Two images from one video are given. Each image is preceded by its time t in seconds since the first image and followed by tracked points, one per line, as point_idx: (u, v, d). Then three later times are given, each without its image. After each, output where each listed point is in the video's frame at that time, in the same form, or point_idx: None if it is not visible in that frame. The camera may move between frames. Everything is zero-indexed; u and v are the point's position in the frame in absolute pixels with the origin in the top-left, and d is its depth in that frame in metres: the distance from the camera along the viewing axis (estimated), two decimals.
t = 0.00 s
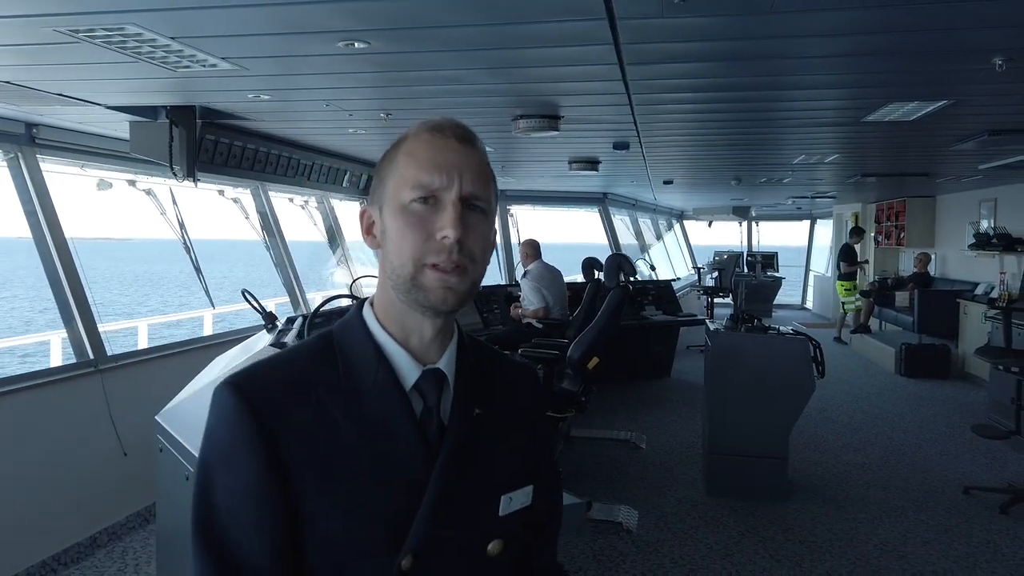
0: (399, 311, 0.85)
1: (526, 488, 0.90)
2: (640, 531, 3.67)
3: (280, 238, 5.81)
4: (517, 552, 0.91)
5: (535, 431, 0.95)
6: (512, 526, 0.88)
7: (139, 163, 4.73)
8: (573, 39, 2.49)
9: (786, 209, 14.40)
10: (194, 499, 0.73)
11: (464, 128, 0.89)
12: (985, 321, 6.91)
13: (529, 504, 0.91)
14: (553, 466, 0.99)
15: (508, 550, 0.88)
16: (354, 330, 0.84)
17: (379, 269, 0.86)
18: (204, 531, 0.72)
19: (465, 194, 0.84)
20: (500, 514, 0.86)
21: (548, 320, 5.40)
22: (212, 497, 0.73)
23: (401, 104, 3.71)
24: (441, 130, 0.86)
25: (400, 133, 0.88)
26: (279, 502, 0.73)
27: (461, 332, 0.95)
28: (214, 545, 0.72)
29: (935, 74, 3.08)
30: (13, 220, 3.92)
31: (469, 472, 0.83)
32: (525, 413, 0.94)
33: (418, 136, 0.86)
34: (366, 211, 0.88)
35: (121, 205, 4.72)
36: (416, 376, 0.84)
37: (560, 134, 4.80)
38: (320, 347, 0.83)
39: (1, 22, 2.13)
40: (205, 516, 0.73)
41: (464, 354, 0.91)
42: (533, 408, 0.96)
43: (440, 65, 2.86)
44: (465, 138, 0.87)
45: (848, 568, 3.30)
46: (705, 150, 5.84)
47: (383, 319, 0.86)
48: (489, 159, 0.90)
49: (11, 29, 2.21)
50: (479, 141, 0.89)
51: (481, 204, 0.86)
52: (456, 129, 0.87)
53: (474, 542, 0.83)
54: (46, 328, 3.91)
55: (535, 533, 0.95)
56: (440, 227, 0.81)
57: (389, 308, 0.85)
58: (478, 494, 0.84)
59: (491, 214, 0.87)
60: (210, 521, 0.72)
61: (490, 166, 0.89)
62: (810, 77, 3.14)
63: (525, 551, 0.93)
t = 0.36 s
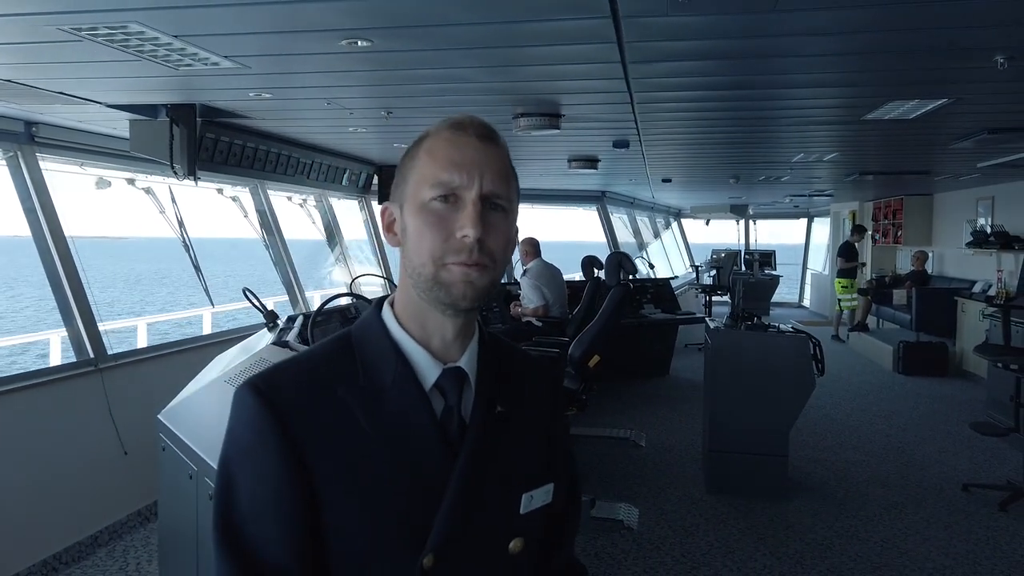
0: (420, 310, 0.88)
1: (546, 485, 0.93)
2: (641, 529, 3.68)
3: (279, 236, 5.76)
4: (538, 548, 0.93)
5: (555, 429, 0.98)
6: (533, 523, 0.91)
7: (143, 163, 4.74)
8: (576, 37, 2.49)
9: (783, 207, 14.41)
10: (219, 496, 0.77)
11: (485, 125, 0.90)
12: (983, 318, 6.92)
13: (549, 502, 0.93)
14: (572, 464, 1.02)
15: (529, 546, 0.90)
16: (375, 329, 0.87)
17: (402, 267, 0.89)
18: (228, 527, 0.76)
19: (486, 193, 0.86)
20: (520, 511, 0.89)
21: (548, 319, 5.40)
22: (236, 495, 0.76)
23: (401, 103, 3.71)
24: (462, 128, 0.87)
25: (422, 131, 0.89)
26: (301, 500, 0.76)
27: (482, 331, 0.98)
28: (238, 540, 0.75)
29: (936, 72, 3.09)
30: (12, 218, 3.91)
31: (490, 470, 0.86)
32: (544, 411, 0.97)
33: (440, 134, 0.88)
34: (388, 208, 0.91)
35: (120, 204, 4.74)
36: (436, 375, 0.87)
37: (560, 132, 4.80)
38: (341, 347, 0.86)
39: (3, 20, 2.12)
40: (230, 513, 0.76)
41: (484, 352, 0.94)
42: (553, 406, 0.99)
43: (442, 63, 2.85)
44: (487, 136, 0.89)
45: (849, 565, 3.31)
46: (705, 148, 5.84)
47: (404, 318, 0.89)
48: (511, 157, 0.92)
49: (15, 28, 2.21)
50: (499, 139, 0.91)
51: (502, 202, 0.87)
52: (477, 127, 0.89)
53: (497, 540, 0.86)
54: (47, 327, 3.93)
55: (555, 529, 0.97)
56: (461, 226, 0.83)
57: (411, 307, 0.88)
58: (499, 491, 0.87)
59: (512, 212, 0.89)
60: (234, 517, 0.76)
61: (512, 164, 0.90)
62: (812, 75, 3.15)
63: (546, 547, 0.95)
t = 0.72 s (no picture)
0: (423, 311, 0.88)
1: (546, 490, 0.93)
2: (640, 528, 3.68)
3: (278, 236, 5.76)
4: (537, 553, 0.93)
5: (556, 432, 0.98)
6: (532, 527, 0.91)
7: (142, 163, 4.73)
8: (575, 37, 2.49)
9: (783, 207, 14.42)
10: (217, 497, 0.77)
11: (493, 126, 0.90)
12: (982, 318, 6.92)
13: (549, 506, 0.93)
14: (571, 468, 1.02)
15: (528, 550, 0.90)
16: (377, 330, 0.87)
17: (405, 267, 0.89)
18: (225, 530, 0.75)
19: (492, 194, 0.85)
20: (520, 515, 0.89)
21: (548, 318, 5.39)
22: (234, 497, 0.76)
23: (400, 103, 3.71)
24: (470, 128, 0.87)
25: (429, 130, 0.89)
26: (300, 503, 0.76)
27: (485, 333, 0.98)
28: (235, 542, 0.75)
29: (935, 72, 3.09)
30: (11, 218, 3.90)
31: (491, 474, 0.86)
32: (545, 415, 0.97)
33: (447, 134, 0.87)
34: (392, 208, 0.91)
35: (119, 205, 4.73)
36: (438, 378, 0.87)
37: (559, 132, 4.80)
38: (343, 348, 0.86)
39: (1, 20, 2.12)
40: (228, 515, 0.76)
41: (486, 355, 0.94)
42: (554, 410, 0.99)
43: (441, 63, 2.85)
44: (494, 137, 0.88)
45: (849, 565, 3.30)
46: (704, 148, 5.84)
47: (407, 319, 0.89)
48: (518, 158, 0.91)
49: (13, 28, 2.20)
50: (507, 140, 0.90)
51: (508, 204, 0.87)
52: (485, 127, 0.89)
53: (496, 544, 0.86)
54: (46, 326, 3.88)
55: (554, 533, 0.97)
56: (465, 228, 0.83)
57: (414, 308, 0.88)
58: (500, 495, 0.87)
59: (518, 214, 0.89)
60: (232, 520, 0.76)
61: (519, 165, 0.90)
62: (811, 75, 3.15)
63: (544, 551, 0.95)
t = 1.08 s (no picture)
0: (418, 313, 0.87)
1: (542, 491, 0.93)
2: (638, 529, 3.68)
3: (277, 236, 5.75)
4: (532, 553, 0.93)
5: (551, 433, 0.98)
6: (528, 527, 0.91)
7: (140, 164, 4.72)
8: (572, 38, 2.49)
9: (782, 207, 14.43)
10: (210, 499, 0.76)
11: (488, 129, 0.90)
12: (981, 318, 6.92)
13: (544, 507, 0.93)
14: (566, 468, 1.02)
15: (522, 552, 0.90)
16: (372, 332, 0.87)
17: (400, 269, 0.89)
18: (218, 532, 0.75)
19: (487, 198, 0.85)
20: (515, 517, 0.89)
21: (547, 319, 5.39)
22: (228, 498, 0.76)
23: (399, 103, 3.71)
24: (466, 131, 0.87)
25: (425, 133, 0.89)
26: (295, 504, 0.76)
27: (480, 334, 0.97)
28: (229, 543, 0.75)
29: (933, 72, 3.09)
30: (9, 219, 3.90)
31: (486, 475, 0.86)
32: (541, 417, 0.97)
33: (443, 136, 0.87)
34: (388, 210, 0.91)
35: (117, 206, 4.78)
36: (434, 380, 0.87)
37: (558, 132, 4.80)
38: (338, 350, 0.86)
39: None
40: (222, 517, 0.76)
41: (482, 357, 0.93)
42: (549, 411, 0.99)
43: (439, 63, 2.85)
44: (490, 139, 0.88)
45: (847, 565, 3.30)
46: (703, 148, 5.84)
47: (402, 322, 0.89)
48: (513, 160, 0.91)
49: (10, 29, 2.20)
50: (503, 142, 0.90)
51: (504, 207, 0.87)
52: (481, 130, 0.89)
53: (490, 546, 0.86)
54: (45, 326, 3.93)
55: (550, 534, 0.97)
56: (461, 231, 0.83)
57: (409, 310, 0.88)
58: (494, 496, 0.87)
59: (514, 216, 0.89)
60: (226, 522, 0.76)
61: (514, 168, 0.90)
62: (810, 75, 3.15)
63: (540, 553, 0.95)
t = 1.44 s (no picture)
0: (421, 315, 0.87)
1: (543, 492, 0.93)
2: (639, 529, 3.68)
3: (277, 236, 5.75)
4: (534, 555, 0.93)
5: (553, 434, 0.98)
6: (530, 529, 0.91)
7: (139, 164, 4.72)
8: (574, 38, 2.48)
9: (782, 207, 14.42)
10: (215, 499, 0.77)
11: (492, 131, 0.90)
12: (982, 318, 6.92)
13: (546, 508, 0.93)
14: (569, 469, 1.02)
15: (524, 552, 0.90)
16: (376, 333, 0.87)
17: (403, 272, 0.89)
18: (223, 532, 0.75)
19: (490, 200, 0.85)
20: (517, 518, 0.89)
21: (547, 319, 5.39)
22: (233, 499, 0.76)
23: (399, 104, 3.71)
24: (469, 133, 0.87)
25: (428, 135, 0.89)
26: (298, 504, 0.76)
27: (483, 336, 0.97)
28: (234, 543, 0.75)
29: (934, 73, 3.08)
30: (9, 219, 3.89)
31: (489, 476, 0.86)
32: (544, 417, 0.97)
33: (446, 138, 0.87)
34: (392, 212, 0.91)
35: (117, 206, 4.76)
36: (437, 382, 0.87)
37: (559, 132, 4.80)
38: (342, 351, 0.86)
39: None
40: (226, 517, 0.76)
41: (485, 358, 0.93)
42: (552, 411, 0.99)
43: (440, 64, 2.85)
44: (493, 142, 0.88)
45: (847, 566, 3.30)
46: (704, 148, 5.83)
47: (405, 324, 0.88)
48: (516, 163, 0.91)
49: (11, 29, 2.20)
50: (506, 145, 0.90)
51: (507, 209, 0.87)
52: (484, 132, 0.88)
53: (492, 548, 0.86)
54: (44, 327, 3.88)
55: (552, 535, 0.97)
56: (464, 233, 0.83)
57: (413, 312, 0.88)
58: (496, 497, 0.87)
59: (517, 218, 0.89)
60: (231, 522, 0.76)
61: (517, 170, 0.90)
62: (811, 76, 3.15)
63: (542, 553, 0.95)
